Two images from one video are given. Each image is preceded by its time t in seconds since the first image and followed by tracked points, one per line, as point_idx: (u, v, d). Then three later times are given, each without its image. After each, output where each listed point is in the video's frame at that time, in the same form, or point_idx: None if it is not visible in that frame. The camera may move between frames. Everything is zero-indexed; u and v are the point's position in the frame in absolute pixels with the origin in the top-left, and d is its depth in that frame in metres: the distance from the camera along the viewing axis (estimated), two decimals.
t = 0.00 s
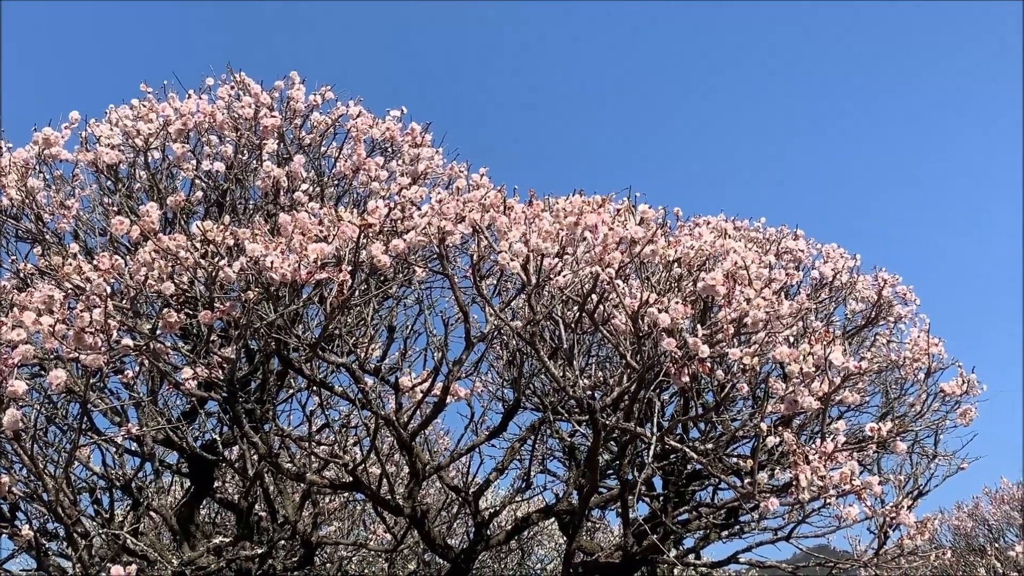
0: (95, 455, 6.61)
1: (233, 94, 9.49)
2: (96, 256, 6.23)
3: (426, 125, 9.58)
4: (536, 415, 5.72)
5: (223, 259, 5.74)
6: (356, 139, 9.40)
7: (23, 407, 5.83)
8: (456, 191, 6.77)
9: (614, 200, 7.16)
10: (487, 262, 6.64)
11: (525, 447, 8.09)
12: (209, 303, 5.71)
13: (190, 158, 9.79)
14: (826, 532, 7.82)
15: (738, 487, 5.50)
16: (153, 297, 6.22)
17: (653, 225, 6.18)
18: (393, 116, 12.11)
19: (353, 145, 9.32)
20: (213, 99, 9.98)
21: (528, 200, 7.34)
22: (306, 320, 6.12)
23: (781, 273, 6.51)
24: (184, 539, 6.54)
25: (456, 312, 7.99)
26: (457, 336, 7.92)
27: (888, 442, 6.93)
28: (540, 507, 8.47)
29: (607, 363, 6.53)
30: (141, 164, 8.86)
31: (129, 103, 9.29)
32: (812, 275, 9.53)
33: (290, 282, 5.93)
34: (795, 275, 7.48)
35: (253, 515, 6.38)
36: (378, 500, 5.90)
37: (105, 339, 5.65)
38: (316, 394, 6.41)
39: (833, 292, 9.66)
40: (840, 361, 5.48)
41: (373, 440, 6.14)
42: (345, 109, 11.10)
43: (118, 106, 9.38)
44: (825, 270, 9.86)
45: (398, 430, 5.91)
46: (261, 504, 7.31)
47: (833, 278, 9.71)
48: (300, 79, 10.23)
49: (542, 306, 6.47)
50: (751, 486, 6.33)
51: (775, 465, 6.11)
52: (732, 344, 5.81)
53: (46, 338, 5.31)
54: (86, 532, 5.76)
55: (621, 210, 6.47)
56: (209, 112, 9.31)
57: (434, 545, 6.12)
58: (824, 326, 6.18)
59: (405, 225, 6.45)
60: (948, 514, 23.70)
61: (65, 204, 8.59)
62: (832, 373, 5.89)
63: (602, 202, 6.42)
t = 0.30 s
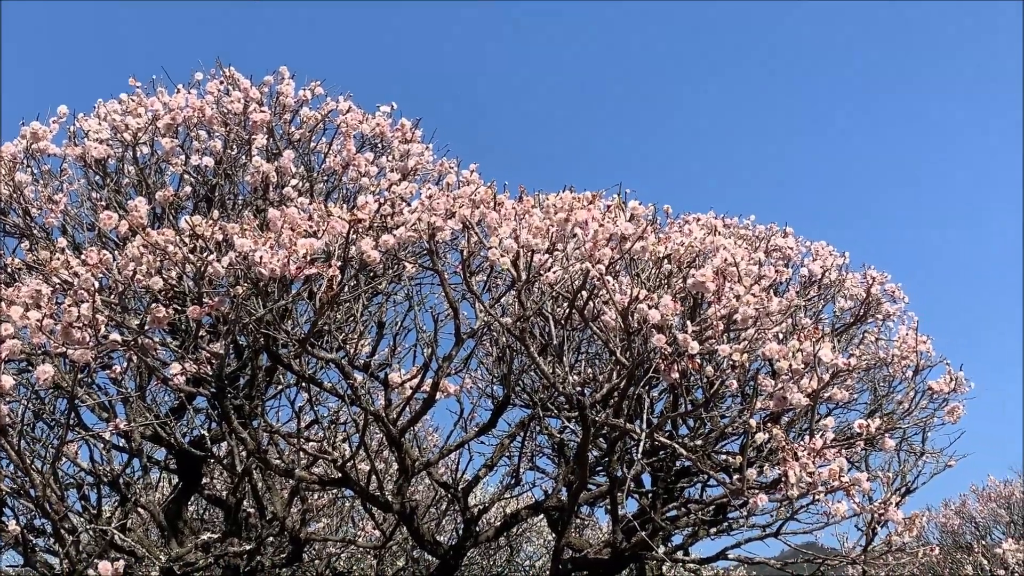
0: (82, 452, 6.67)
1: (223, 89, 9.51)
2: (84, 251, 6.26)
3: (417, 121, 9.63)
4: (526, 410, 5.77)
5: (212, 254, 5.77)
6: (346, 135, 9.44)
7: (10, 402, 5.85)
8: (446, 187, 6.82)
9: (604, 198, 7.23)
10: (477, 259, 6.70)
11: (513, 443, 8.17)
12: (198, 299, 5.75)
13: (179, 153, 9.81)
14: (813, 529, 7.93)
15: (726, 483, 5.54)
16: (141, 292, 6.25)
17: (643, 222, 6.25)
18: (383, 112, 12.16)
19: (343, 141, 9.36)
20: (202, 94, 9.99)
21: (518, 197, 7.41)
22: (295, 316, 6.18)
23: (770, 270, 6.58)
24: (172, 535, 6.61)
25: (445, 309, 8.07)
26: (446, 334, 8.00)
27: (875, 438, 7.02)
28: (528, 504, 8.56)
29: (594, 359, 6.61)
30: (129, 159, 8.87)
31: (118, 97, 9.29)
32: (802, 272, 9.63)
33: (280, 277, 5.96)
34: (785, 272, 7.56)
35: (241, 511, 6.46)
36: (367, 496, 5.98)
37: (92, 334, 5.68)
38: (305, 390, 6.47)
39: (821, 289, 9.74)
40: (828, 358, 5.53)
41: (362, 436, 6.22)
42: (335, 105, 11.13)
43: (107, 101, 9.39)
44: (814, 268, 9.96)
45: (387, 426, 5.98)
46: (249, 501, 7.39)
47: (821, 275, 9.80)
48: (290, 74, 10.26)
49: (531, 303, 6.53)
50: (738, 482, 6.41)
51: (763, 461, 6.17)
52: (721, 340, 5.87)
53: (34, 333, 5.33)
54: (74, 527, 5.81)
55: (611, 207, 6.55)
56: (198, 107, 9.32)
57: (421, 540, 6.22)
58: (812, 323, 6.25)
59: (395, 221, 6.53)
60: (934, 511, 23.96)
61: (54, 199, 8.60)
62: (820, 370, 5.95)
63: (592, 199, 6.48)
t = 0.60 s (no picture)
0: (75, 450, 6.71)
1: (215, 86, 9.52)
2: (75, 248, 6.27)
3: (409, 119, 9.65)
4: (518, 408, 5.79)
5: (205, 252, 5.80)
6: (339, 133, 9.46)
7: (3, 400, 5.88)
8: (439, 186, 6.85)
9: (597, 197, 7.27)
10: (469, 257, 6.73)
11: (508, 443, 8.21)
12: (190, 297, 5.77)
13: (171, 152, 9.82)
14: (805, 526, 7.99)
15: (719, 481, 5.56)
16: (133, 290, 6.28)
17: (637, 220, 6.30)
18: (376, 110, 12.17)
19: (336, 138, 9.38)
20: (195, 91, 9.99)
21: (512, 196, 7.44)
22: (288, 314, 6.21)
23: (762, 268, 6.63)
24: (164, 534, 6.63)
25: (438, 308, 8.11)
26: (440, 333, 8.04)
27: (867, 436, 7.08)
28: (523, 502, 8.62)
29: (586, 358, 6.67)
30: (121, 157, 8.87)
31: (110, 94, 9.28)
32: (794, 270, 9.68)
33: (273, 275, 5.99)
34: (776, 271, 7.60)
35: (234, 510, 6.49)
36: (360, 494, 6.01)
37: (83, 331, 5.72)
38: (299, 388, 6.50)
39: (814, 287, 9.79)
40: (821, 356, 5.57)
41: (354, 435, 6.24)
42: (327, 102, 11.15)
43: (99, 99, 9.39)
44: (806, 266, 10.00)
45: (380, 424, 6.00)
46: (242, 499, 7.42)
47: (814, 274, 9.86)
48: (283, 73, 10.29)
49: (525, 301, 6.57)
50: (731, 480, 6.46)
51: (756, 459, 6.21)
52: (713, 338, 5.91)
53: (25, 331, 5.35)
54: (66, 526, 5.82)
55: (605, 206, 6.59)
56: (190, 104, 9.33)
57: (414, 538, 6.25)
58: (804, 321, 6.30)
59: (388, 219, 6.54)
60: (926, 510, 24.18)
61: (45, 197, 8.58)
62: (813, 368, 5.98)
63: (585, 197, 6.52)
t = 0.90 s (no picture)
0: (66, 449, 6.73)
1: (208, 85, 9.54)
2: (67, 247, 6.30)
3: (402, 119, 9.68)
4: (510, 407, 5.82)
5: (197, 251, 5.83)
6: (331, 132, 9.48)
7: None
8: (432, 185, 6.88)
9: (590, 196, 7.31)
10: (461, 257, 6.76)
11: (500, 442, 8.24)
12: (183, 296, 5.79)
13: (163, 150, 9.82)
14: (796, 525, 8.04)
15: (710, 480, 5.60)
16: (125, 288, 6.30)
17: (630, 220, 6.34)
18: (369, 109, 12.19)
19: (329, 138, 9.41)
20: (187, 90, 10.01)
21: (504, 195, 7.48)
22: (280, 313, 6.23)
23: (754, 268, 6.67)
24: (157, 533, 6.65)
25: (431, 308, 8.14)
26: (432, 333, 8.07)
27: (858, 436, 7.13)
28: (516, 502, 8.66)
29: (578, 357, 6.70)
30: (114, 156, 8.89)
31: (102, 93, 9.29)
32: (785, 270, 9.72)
33: (265, 274, 6.03)
34: (768, 271, 7.64)
35: (226, 510, 6.52)
36: (352, 493, 6.03)
37: (75, 330, 5.75)
38: (291, 387, 6.52)
39: (806, 286, 9.83)
40: (812, 356, 5.61)
41: (347, 434, 6.26)
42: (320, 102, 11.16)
43: (91, 98, 9.39)
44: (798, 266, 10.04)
45: (373, 423, 6.02)
46: (235, 499, 7.45)
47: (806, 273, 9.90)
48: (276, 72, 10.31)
49: (517, 300, 6.60)
50: (723, 480, 6.49)
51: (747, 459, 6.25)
52: (704, 337, 5.95)
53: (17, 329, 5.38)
54: (58, 524, 5.84)
55: (597, 206, 6.63)
56: (183, 103, 9.34)
57: (406, 537, 6.27)
58: (795, 320, 6.35)
59: (381, 218, 6.57)
60: (917, 510, 24.35)
61: (37, 195, 8.58)
62: (804, 368, 6.03)
63: (577, 197, 6.56)
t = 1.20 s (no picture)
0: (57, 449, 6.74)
1: (199, 84, 9.53)
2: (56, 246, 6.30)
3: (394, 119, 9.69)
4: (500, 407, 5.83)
5: (187, 251, 5.84)
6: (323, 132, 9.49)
7: None
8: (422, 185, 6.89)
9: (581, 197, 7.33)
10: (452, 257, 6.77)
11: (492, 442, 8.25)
12: (173, 296, 5.80)
13: (154, 150, 9.82)
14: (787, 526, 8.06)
15: (699, 480, 5.61)
16: (115, 288, 6.30)
17: (621, 220, 6.36)
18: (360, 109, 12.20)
19: (320, 137, 9.41)
20: (178, 89, 10.00)
21: (495, 195, 7.49)
22: (271, 314, 6.23)
23: (744, 269, 6.70)
24: (147, 533, 6.66)
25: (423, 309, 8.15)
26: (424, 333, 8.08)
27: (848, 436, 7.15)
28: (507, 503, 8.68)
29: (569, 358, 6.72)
30: (104, 155, 8.88)
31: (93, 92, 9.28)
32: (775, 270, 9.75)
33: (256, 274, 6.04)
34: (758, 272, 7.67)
35: (216, 510, 6.53)
36: (342, 494, 6.03)
37: (64, 330, 5.76)
38: (281, 388, 6.52)
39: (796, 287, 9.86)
40: (802, 356, 5.63)
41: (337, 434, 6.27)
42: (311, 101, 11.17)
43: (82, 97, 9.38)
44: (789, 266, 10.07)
45: (363, 424, 6.03)
46: (226, 499, 7.46)
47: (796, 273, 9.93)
48: (268, 71, 10.31)
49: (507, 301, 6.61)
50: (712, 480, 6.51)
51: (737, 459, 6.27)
52: (694, 338, 5.97)
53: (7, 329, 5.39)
54: (48, 524, 5.85)
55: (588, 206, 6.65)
56: (174, 103, 9.34)
57: (396, 537, 6.27)
58: (786, 321, 6.37)
59: (372, 218, 6.58)
60: (908, 510, 24.47)
61: (27, 195, 8.56)
62: (794, 368, 6.05)
63: (569, 197, 6.58)
